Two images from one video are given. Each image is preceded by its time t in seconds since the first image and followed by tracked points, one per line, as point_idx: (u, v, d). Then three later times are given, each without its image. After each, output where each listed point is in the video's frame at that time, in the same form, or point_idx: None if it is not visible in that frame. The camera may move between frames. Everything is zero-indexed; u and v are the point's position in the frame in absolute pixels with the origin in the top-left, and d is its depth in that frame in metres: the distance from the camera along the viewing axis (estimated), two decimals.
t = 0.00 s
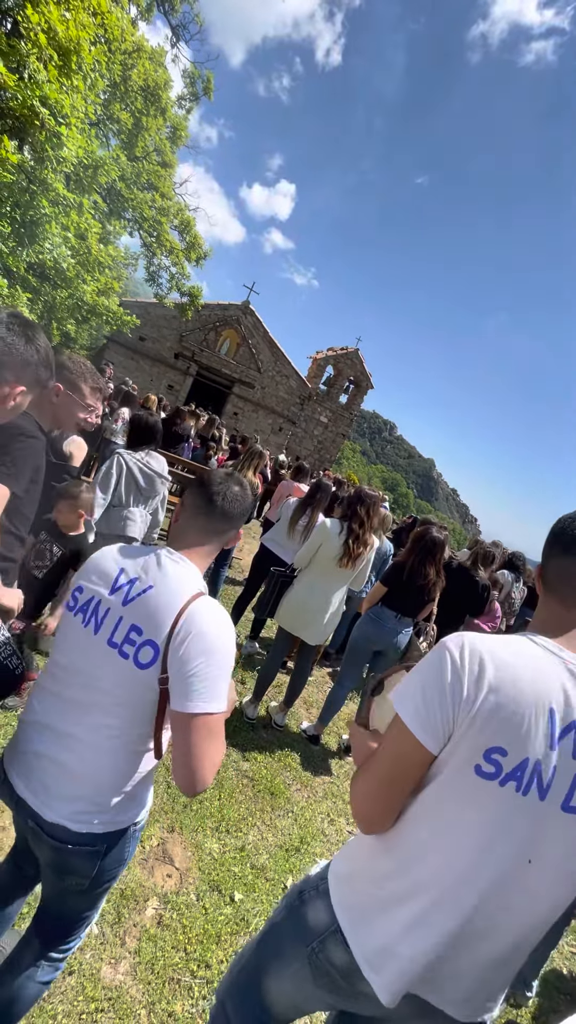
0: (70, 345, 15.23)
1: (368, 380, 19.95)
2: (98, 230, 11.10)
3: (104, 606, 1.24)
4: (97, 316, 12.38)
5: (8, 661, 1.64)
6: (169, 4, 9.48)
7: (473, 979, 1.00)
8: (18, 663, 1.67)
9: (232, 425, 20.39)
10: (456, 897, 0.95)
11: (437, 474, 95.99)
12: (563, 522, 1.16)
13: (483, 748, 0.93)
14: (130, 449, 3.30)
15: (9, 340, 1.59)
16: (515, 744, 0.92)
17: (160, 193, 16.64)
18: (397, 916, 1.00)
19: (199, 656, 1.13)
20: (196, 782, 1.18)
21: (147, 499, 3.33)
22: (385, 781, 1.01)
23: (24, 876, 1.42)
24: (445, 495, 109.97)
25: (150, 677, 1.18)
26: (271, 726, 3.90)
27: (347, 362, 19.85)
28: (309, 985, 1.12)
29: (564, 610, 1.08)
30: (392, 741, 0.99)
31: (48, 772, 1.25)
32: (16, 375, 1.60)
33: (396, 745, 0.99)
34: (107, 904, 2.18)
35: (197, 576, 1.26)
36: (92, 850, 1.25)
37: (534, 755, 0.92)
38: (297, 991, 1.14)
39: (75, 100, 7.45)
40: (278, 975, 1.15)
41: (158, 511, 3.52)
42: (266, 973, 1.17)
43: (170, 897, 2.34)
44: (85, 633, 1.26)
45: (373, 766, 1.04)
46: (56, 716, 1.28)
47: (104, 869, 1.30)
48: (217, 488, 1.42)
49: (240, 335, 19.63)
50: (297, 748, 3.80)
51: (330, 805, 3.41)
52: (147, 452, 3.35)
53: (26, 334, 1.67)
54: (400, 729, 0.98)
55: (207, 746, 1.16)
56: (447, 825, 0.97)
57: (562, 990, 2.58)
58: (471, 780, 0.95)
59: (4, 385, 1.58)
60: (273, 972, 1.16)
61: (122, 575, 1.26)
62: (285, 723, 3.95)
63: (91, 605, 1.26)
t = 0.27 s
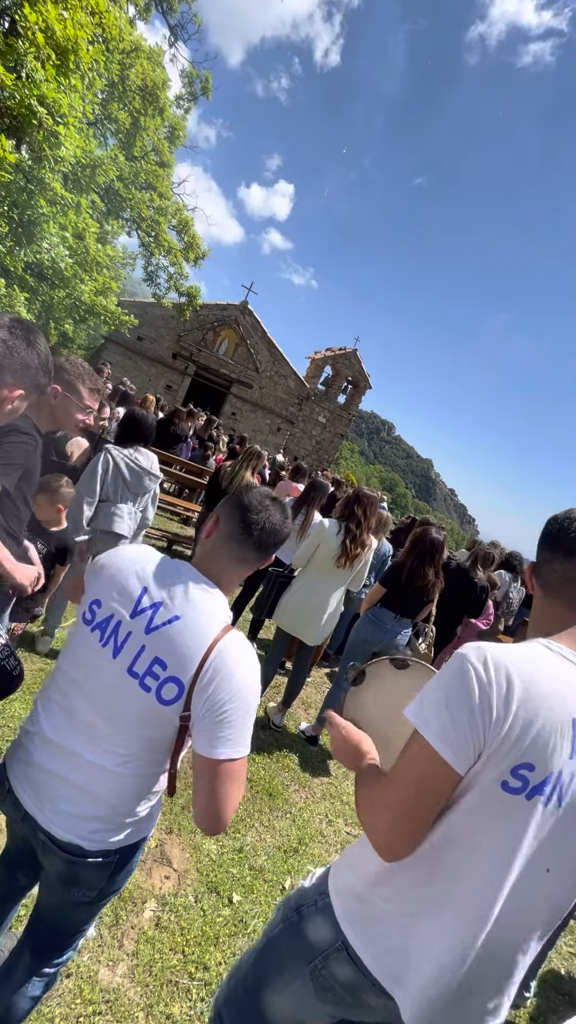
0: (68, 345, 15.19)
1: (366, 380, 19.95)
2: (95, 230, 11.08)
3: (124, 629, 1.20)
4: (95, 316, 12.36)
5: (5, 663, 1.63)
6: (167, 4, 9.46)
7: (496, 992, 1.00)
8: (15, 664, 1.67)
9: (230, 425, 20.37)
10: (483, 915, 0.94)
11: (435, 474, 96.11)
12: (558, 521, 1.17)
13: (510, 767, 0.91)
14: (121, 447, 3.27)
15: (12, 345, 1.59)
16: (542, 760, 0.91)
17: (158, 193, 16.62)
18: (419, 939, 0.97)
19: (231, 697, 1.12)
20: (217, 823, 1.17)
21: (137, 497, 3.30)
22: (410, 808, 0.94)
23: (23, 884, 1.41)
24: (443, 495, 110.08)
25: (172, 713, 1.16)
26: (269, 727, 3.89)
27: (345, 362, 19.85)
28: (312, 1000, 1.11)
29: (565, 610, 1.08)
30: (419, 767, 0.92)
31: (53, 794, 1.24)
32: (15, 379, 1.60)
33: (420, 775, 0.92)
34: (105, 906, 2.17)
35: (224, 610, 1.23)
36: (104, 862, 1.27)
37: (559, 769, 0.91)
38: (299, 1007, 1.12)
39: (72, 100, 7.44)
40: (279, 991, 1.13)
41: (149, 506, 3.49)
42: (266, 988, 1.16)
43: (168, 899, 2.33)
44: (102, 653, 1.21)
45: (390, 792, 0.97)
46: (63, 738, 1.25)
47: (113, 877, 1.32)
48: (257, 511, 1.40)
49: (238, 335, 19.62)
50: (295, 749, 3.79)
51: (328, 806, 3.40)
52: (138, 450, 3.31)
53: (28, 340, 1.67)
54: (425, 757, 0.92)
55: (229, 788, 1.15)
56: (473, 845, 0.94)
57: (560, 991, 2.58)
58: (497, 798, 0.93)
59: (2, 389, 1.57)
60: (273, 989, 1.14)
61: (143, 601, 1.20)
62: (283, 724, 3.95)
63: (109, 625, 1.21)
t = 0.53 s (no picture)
0: (64, 345, 15.16)
1: (363, 380, 19.96)
2: (92, 230, 11.06)
3: (136, 653, 1.19)
4: (92, 316, 12.33)
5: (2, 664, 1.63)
6: (164, 4, 9.45)
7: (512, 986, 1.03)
8: (11, 665, 1.66)
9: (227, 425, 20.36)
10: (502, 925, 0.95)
11: (432, 474, 96.31)
12: (553, 523, 1.15)
13: (548, 792, 0.88)
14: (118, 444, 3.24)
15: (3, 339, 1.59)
16: None
17: (154, 193, 16.60)
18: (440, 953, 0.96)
19: (244, 735, 1.12)
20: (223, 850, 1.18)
21: (124, 494, 3.28)
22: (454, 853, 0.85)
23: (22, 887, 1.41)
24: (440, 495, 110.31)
25: (181, 742, 1.16)
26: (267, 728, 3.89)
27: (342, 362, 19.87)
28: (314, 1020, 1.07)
29: (563, 612, 1.06)
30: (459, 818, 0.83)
31: (53, 807, 1.24)
32: (7, 376, 1.60)
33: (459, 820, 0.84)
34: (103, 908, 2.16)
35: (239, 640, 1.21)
36: (108, 874, 1.27)
37: None
38: None
39: (69, 99, 7.42)
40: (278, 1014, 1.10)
41: (142, 504, 3.47)
42: (264, 1002, 1.12)
43: (165, 901, 2.32)
44: (112, 677, 1.21)
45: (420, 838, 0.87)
46: (68, 753, 1.24)
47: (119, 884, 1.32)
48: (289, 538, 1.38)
49: (235, 335, 19.62)
50: (293, 749, 3.79)
51: (326, 806, 3.40)
52: (135, 451, 3.28)
53: (21, 337, 1.66)
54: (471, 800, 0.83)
55: (237, 819, 1.15)
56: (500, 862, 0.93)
57: (557, 990, 2.59)
58: (529, 819, 0.90)
59: None
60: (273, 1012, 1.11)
61: (156, 625, 1.19)
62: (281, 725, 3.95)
63: (122, 646, 1.21)
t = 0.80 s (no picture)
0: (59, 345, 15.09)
1: (358, 380, 19.98)
2: (87, 229, 11.02)
3: (133, 666, 1.19)
4: (86, 315, 12.28)
5: None
6: (158, 3, 9.42)
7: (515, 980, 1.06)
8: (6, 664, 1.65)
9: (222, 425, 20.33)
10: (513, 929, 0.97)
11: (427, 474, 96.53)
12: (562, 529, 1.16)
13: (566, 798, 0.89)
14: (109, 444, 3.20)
15: None
16: None
17: (149, 192, 16.56)
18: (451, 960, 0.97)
19: (239, 751, 1.12)
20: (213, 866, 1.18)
21: (111, 494, 3.26)
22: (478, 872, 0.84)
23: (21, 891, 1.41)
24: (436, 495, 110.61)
25: (176, 756, 1.16)
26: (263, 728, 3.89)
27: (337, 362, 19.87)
28: None
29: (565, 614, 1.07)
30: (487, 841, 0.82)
31: (49, 815, 1.24)
32: (2, 374, 1.60)
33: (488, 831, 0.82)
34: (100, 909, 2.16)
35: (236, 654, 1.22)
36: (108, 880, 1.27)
37: None
38: None
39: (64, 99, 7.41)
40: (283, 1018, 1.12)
41: (132, 504, 3.45)
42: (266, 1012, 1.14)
43: (162, 901, 2.32)
44: (107, 688, 1.21)
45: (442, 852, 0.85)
46: (67, 763, 1.24)
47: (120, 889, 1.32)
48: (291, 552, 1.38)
49: (230, 335, 19.60)
50: (290, 749, 3.80)
51: (323, 806, 3.41)
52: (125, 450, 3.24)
53: (15, 333, 1.67)
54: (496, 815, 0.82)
55: (228, 837, 1.15)
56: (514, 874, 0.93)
57: (554, 986, 2.61)
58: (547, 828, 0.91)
59: None
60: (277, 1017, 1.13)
61: (154, 637, 1.19)
62: (278, 725, 3.95)
63: (118, 658, 1.21)
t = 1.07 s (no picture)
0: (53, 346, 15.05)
1: (354, 381, 20.02)
2: (81, 230, 11.00)
3: (127, 649, 1.20)
4: (81, 316, 12.26)
5: None
6: (152, 4, 9.41)
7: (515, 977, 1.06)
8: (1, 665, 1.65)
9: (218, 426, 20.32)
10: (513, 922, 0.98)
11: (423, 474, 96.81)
12: (564, 529, 1.16)
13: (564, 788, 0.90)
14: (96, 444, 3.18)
15: None
16: None
17: (144, 193, 16.53)
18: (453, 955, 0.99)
19: (229, 733, 1.12)
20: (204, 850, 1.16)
21: (99, 493, 3.25)
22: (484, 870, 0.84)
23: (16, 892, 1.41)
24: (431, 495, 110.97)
25: (169, 739, 1.16)
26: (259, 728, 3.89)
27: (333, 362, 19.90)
28: None
29: (566, 614, 1.07)
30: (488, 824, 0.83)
31: (45, 805, 1.24)
32: None
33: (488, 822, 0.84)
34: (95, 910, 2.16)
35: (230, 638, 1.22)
36: (97, 875, 1.26)
37: None
38: None
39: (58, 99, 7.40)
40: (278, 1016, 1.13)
41: (123, 503, 3.44)
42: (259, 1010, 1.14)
43: (158, 901, 2.32)
44: (102, 672, 1.22)
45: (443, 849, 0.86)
46: (64, 754, 1.24)
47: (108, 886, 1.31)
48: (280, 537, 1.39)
49: (225, 335, 19.60)
50: (286, 749, 3.80)
51: (319, 805, 3.42)
52: (111, 451, 3.22)
53: (10, 337, 1.66)
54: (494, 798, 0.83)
55: (218, 819, 1.15)
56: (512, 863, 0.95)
57: (548, 983, 2.63)
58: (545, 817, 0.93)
59: None
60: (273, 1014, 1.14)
61: (150, 621, 1.21)
62: (273, 725, 3.95)
63: (112, 642, 1.22)
